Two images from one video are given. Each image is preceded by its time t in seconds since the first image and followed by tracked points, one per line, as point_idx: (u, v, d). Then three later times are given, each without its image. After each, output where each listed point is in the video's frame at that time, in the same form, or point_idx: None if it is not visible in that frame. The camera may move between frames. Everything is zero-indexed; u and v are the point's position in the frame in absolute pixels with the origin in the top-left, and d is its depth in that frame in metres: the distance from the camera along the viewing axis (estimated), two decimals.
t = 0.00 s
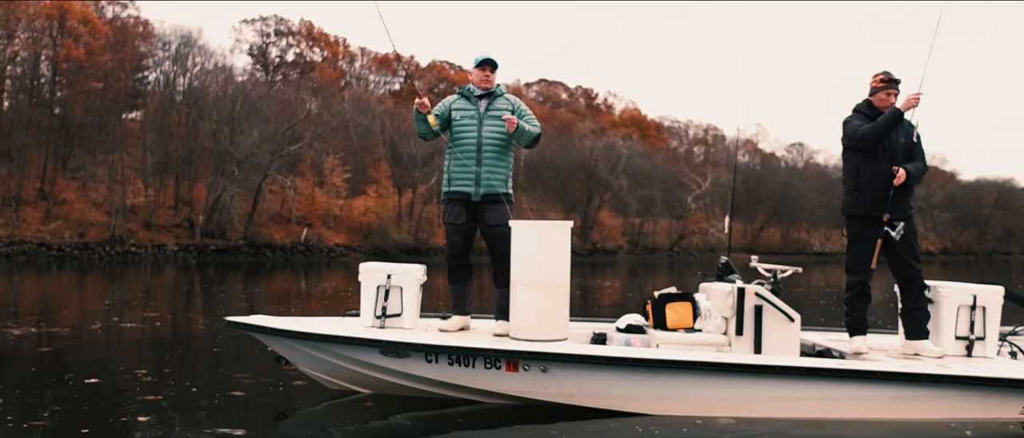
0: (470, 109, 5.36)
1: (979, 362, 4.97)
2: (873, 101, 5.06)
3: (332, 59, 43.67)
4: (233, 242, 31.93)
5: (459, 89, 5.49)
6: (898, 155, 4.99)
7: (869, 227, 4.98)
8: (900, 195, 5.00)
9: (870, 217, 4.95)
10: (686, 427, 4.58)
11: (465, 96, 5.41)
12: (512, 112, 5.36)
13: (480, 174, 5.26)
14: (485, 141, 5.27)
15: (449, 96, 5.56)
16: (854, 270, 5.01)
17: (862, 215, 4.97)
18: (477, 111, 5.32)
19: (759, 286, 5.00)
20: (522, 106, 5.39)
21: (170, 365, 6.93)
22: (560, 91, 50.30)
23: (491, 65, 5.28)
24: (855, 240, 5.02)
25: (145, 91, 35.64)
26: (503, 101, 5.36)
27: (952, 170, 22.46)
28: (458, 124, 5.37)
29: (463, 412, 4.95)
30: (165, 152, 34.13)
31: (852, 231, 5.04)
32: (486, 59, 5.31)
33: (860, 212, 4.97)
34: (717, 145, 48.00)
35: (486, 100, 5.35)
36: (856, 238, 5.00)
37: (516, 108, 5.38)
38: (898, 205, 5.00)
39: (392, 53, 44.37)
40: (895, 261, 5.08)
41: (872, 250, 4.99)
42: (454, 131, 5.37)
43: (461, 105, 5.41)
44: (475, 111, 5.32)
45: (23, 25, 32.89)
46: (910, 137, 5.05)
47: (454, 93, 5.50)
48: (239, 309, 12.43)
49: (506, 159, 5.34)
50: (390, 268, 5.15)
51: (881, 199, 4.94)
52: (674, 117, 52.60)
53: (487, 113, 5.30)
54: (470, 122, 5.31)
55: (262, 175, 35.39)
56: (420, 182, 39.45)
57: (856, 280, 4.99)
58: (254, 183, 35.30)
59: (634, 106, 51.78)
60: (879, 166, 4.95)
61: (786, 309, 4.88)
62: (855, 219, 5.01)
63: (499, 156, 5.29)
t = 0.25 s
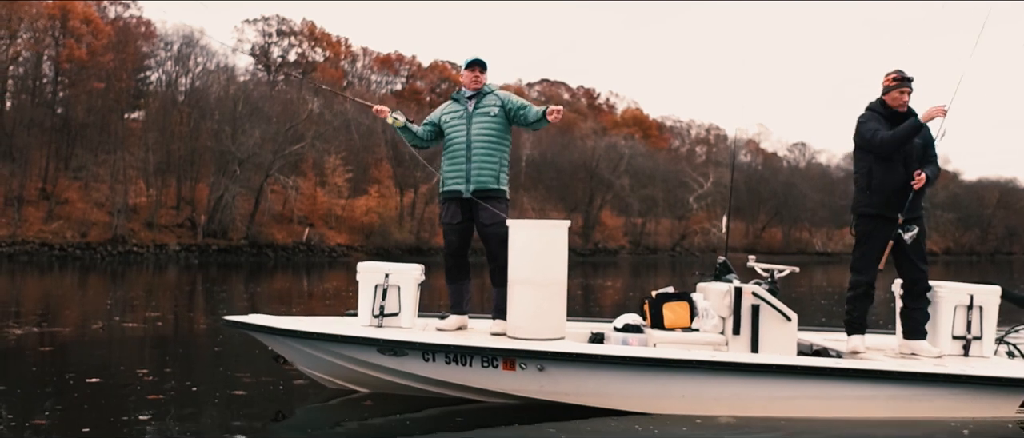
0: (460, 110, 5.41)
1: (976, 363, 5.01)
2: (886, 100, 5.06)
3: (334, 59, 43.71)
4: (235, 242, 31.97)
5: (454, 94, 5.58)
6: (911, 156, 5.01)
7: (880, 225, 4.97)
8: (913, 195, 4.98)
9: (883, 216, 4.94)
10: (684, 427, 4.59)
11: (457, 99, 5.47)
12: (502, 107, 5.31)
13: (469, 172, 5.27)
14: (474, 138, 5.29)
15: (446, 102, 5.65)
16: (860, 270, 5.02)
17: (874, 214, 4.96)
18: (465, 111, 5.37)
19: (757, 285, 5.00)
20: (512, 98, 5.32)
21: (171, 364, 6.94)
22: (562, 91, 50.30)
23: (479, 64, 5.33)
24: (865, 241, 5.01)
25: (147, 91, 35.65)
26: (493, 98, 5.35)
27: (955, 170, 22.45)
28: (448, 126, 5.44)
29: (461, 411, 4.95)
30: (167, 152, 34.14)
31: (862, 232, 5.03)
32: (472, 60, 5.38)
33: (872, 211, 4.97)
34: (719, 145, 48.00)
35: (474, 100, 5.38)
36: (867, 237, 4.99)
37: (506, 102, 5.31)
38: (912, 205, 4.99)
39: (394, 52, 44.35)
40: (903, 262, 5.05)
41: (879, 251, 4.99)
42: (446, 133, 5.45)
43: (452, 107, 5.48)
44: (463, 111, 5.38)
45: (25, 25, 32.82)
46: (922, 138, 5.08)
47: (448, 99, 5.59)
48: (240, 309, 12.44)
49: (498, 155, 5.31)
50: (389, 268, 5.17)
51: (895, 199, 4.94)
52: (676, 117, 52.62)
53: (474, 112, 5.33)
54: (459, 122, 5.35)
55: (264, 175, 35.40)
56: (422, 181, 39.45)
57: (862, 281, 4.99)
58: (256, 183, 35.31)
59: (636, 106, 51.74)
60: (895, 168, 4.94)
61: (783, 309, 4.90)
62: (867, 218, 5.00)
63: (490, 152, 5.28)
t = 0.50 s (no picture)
0: (457, 109, 5.43)
1: (973, 363, 5.01)
2: (896, 99, 5.05)
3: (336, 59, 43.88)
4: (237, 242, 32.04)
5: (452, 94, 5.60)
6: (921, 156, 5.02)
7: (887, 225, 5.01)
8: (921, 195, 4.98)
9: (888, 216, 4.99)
10: (681, 425, 4.59)
11: (455, 98, 5.49)
12: (498, 107, 5.33)
13: (467, 171, 5.28)
14: (471, 138, 5.31)
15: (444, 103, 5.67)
16: (866, 268, 5.01)
17: (881, 213, 5.02)
18: (462, 110, 5.38)
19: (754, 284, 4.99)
20: (509, 98, 5.33)
21: (171, 364, 6.96)
22: (564, 91, 50.31)
23: (477, 63, 5.36)
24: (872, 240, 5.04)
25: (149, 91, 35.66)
26: (490, 97, 5.37)
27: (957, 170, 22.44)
28: (446, 126, 5.44)
29: (459, 410, 4.96)
30: (168, 152, 34.19)
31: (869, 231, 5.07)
32: (471, 59, 5.41)
33: (879, 211, 5.03)
34: (721, 145, 48.03)
35: (472, 99, 5.40)
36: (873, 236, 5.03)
37: (503, 101, 5.33)
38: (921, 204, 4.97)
39: (396, 53, 44.48)
40: (907, 262, 5.05)
41: (886, 250, 4.99)
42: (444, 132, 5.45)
43: (449, 107, 5.49)
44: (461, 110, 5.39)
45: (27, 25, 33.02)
46: (934, 136, 5.06)
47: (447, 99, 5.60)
48: (242, 309, 12.47)
49: (495, 154, 5.33)
50: (386, 267, 5.19)
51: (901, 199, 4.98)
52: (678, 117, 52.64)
53: (471, 111, 5.35)
54: (456, 122, 5.37)
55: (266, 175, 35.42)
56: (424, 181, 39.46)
57: (868, 280, 5.00)
58: (258, 183, 35.33)
59: (638, 106, 51.68)
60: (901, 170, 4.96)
61: (780, 308, 4.89)
62: (874, 217, 5.06)
63: (487, 151, 5.29)
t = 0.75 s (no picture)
0: (458, 109, 5.42)
1: (969, 363, 5.01)
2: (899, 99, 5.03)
3: (338, 59, 43.91)
4: (239, 242, 32.03)
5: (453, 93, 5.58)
6: (922, 156, 4.99)
7: (888, 226, 5.00)
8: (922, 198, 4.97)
9: (889, 217, 4.98)
10: (678, 425, 4.60)
11: (456, 97, 5.48)
12: (499, 109, 5.34)
13: (468, 172, 5.28)
14: (472, 138, 5.31)
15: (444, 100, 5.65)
16: (869, 269, 5.03)
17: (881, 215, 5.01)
18: (463, 110, 5.38)
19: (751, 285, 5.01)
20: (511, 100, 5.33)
21: (173, 363, 6.98)
22: (566, 90, 50.37)
23: (478, 63, 5.34)
24: (872, 240, 5.05)
25: (151, 90, 35.61)
26: (491, 98, 5.37)
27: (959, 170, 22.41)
28: (447, 125, 5.44)
29: (456, 410, 4.96)
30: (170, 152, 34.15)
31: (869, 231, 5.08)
32: (473, 59, 5.40)
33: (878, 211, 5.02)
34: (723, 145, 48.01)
35: (474, 99, 5.39)
36: (875, 237, 5.03)
37: (504, 103, 5.34)
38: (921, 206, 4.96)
39: (398, 53, 44.52)
40: (907, 263, 5.06)
41: (886, 250, 5.01)
42: (444, 131, 5.45)
43: (450, 106, 5.48)
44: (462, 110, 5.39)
45: (29, 25, 33.21)
46: (939, 136, 5.01)
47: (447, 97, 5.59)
48: (244, 308, 12.48)
49: (495, 156, 5.34)
50: (384, 267, 5.21)
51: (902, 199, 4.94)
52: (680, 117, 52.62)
53: (473, 111, 5.34)
54: (457, 121, 5.36)
55: (267, 175, 35.41)
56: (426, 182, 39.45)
57: (868, 281, 5.02)
58: (259, 183, 35.30)
59: (640, 106, 51.69)
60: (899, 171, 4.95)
61: (777, 309, 4.89)
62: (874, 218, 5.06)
63: (487, 152, 5.30)
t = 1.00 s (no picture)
0: (464, 107, 5.40)
1: (966, 363, 5.01)
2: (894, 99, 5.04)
3: (340, 59, 43.99)
4: (240, 242, 32.04)
5: (454, 88, 5.55)
6: (918, 156, 4.99)
7: (886, 227, 5.01)
8: (918, 198, 4.97)
9: (886, 218, 4.98)
10: (675, 425, 4.60)
11: (461, 95, 5.46)
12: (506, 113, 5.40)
13: (474, 175, 5.30)
14: (479, 140, 5.33)
15: (445, 94, 5.60)
16: (869, 271, 5.03)
17: (877, 216, 5.02)
18: (471, 110, 5.37)
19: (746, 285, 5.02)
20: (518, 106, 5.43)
21: (173, 363, 6.99)
22: (567, 90, 50.41)
23: (487, 62, 5.37)
24: (870, 241, 5.05)
25: (153, 90, 35.61)
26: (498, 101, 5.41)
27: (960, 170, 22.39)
28: (452, 123, 5.42)
29: (453, 410, 4.97)
30: (172, 152, 34.16)
31: (867, 232, 5.08)
32: (483, 58, 5.38)
33: (877, 211, 5.01)
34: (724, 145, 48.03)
35: (481, 99, 5.40)
36: (872, 238, 5.04)
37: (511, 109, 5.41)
38: (918, 205, 4.96)
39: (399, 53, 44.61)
40: (905, 263, 5.06)
41: (886, 252, 5.01)
42: (449, 128, 5.42)
43: (455, 103, 5.45)
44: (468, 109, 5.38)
45: (31, 25, 33.31)
46: (934, 135, 5.01)
47: (449, 93, 5.54)
48: (245, 308, 12.49)
49: (499, 160, 5.39)
50: (380, 267, 5.21)
51: (898, 199, 4.95)
52: (681, 117, 52.62)
53: (481, 113, 5.35)
54: (464, 122, 5.36)
55: (269, 174, 35.40)
56: (428, 181, 39.45)
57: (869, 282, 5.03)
58: (261, 183, 35.30)
59: (641, 106, 51.68)
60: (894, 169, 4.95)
61: (773, 309, 4.91)
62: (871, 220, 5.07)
63: (493, 155, 5.34)
